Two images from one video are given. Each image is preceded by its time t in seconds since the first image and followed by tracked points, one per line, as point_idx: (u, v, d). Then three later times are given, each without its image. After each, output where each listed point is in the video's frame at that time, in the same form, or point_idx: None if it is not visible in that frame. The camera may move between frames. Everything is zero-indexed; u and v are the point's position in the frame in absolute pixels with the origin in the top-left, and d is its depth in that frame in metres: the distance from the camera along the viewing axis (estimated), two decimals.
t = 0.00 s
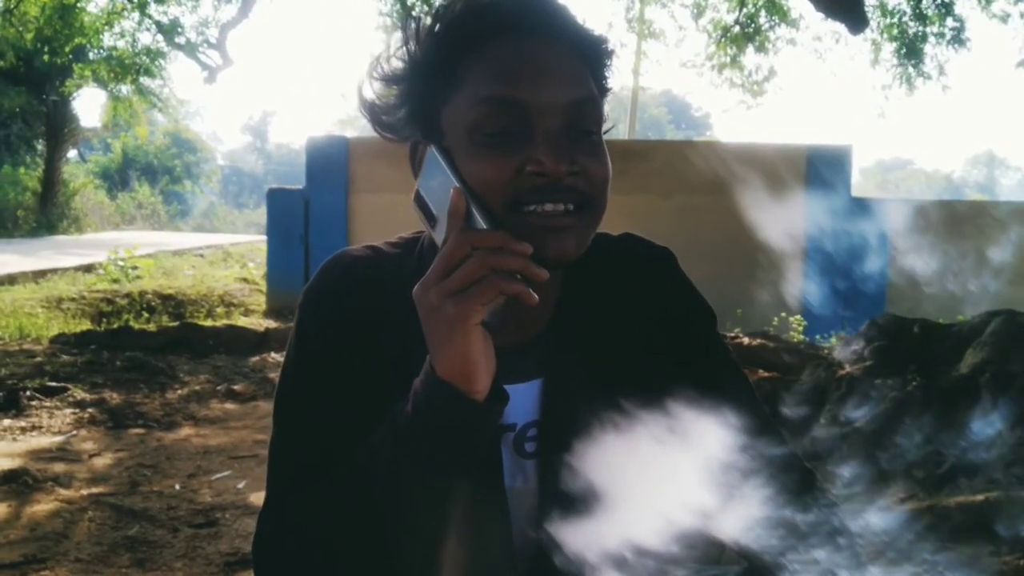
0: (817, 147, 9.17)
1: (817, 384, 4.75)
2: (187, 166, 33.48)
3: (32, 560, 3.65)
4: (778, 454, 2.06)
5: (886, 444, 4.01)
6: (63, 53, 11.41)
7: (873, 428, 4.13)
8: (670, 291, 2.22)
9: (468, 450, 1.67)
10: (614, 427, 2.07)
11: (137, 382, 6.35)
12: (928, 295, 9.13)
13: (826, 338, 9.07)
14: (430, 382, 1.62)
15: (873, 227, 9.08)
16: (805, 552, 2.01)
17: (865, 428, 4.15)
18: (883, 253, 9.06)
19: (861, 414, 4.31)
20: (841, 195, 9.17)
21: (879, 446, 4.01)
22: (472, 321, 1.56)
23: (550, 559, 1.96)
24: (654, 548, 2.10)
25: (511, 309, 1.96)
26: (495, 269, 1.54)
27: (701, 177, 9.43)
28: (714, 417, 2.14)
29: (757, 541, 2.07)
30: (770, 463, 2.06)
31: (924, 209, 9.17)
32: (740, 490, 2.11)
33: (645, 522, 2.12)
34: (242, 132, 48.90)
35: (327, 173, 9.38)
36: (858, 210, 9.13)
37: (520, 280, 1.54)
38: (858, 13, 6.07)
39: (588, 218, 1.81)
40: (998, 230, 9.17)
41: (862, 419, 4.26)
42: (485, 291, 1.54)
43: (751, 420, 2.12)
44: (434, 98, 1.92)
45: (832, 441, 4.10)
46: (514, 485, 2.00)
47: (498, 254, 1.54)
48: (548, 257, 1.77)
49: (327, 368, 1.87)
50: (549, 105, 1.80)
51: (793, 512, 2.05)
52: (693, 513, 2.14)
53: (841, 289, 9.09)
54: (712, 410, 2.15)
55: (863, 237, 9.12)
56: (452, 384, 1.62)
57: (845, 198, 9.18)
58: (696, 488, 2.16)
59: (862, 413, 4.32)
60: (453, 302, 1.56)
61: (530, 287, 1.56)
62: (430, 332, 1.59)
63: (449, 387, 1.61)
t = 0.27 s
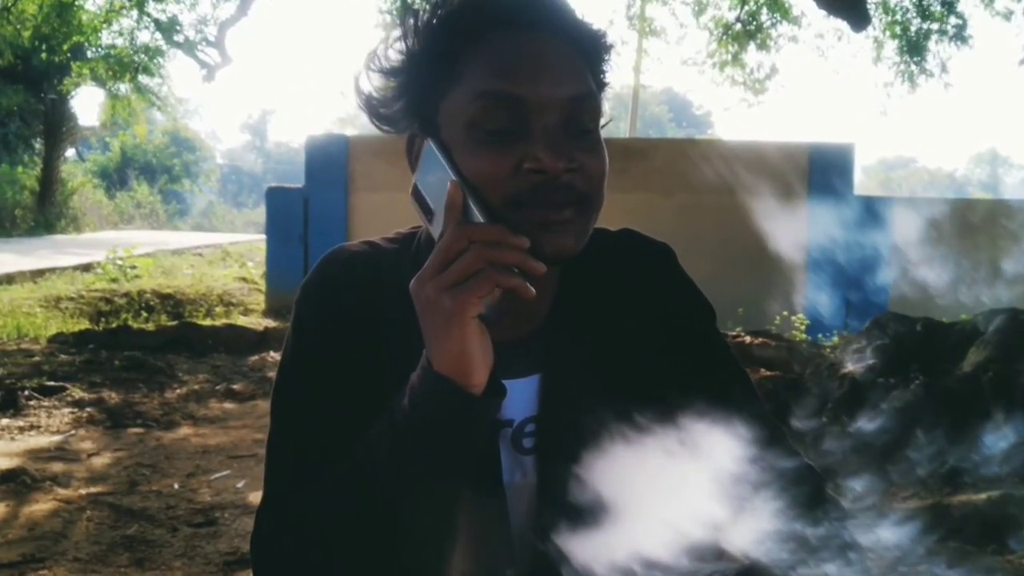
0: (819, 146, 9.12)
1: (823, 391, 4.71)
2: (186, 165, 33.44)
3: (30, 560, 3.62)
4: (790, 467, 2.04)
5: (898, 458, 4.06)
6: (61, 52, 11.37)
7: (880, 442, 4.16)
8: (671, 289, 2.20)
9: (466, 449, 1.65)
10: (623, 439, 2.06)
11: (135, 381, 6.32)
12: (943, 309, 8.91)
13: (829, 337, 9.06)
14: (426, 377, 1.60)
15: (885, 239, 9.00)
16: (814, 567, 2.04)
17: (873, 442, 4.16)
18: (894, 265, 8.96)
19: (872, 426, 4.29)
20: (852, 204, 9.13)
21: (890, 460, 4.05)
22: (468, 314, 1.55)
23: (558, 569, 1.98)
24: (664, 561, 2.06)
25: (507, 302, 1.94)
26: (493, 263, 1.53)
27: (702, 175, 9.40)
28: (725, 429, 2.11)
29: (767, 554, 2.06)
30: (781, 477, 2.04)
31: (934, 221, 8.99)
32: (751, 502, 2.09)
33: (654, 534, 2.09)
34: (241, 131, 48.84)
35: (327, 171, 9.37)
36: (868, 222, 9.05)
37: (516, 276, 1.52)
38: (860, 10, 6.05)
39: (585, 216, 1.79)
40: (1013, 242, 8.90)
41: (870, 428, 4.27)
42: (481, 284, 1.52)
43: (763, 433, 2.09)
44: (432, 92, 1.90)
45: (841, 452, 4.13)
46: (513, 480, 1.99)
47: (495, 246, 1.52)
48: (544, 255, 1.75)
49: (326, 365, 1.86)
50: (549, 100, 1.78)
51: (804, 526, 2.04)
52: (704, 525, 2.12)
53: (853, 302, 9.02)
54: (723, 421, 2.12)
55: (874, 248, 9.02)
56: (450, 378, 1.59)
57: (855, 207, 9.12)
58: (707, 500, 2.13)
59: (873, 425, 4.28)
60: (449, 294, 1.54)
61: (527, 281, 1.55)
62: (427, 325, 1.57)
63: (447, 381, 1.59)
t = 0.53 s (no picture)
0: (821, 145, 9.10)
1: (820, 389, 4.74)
2: (185, 165, 33.42)
3: (29, 561, 3.60)
4: (781, 461, 2.01)
5: (890, 454, 4.06)
6: (59, 51, 11.34)
7: (873, 438, 4.16)
8: (673, 290, 2.18)
9: (466, 456, 1.63)
10: (616, 433, 2.04)
11: (134, 382, 6.30)
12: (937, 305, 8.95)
13: (830, 336, 9.02)
14: (428, 384, 1.58)
15: (880, 234, 9.01)
16: (805, 561, 1.95)
17: (866, 439, 4.16)
18: (890, 260, 8.97)
19: (864, 422, 4.30)
20: (848, 200, 9.10)
21: (883, 457, 4.05)
22: (472, 321, 1.52)
23: (549, 564, 1.94)
24: (652, 554, 2.03)
25: (509, 307, 1.92)
26: (496, 267, 1.50)
27: (703, 174, 9.37)
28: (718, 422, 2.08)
29: (758, 548, 2.03)
30: (773, 470, 2.01)
31: (931, 216, 9.03)
32: (743, 496, 2.05)
33: (645, 527, 2.06)
34: (241, 131, 48.82)
35: (327, 171, 9.35)
36: (865, 217, 9.06)
37: (520, 283, 1.49)
38: (862, 9, 6.03)
39: (587, 222, 1.77)
40: (1007, 239, 8.96)
41: (863, 426, 4.27)
42: (485, 288, 1.50)
43: (755, 426, 2.06)
44: (434, 95, 1.88)
45: (835, 450, 4.14)
46: (513, 483, 1.98)
47: (497, 252, 1.50)
48: (546, 261, 1.73)
49: (325, 365, 1.84)
50: (553, 105, 1.75)
51: (795, 520, 2.00)
52: (694, 519, 2.08)
53: (849, 297, 8.99)
54: (716, 415, 2.09)
55: (870, 244, 9.02)
56: (453, 383, 1.57)
57: (851, 202, 9.10)
58: (699, 493, 2.09)
59: (867, 421, 4.29)
60: (452, 300, 1.52)
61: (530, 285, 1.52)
62: (430, 329, 1.55)
63: (451, 387, 1.57)
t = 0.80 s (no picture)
0: (824, 142, 9.10)
1: (821, 393, 4.75)
2: (183, 164, 33.36)
3: (29, 563, 3.58)
4: (782, 466, 2.00)
5: (891, 459, 3.99)
6: (57, 50, 11.30)
7: (877, 442, 4.10)
8: (679, 292, 2.16)
9: (473, 463, 1.60)
10: (615, 434, 2.01)
11: (133, 383, 6.27)
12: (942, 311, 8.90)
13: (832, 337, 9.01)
14: (438, 394, 1.56)
15: (883, 238, 8.95)
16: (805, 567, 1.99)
17: (869, 444, 4.10)
18: (893, 264, 8.92)
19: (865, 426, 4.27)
20: (851, 202, 9.08)
21: (884, 462, 3.99)
22: (483, 329, 1.50)
23: (549, 567, 1.93)
24: (651, 557, 2.01)
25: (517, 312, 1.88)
26: (507, 275, 1.48)
27: (706, 172, 9.35)
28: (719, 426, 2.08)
29: (757, 553, 2.01)
30: (773, 476, 2.00)
31: (934, 222, 9.00)
32: (743, 501, 2.04)
33: (644, 530, 2.04)
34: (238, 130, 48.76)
35: (326, 170, 9.32)
36: (867, 221, 9.02)
37: (532, 291, 1.48)
38: (864, 7, 6.00)
39: (597, 228, 1.74)
40: (1012, 244, 8.92)
41: (866, 430, 4.21)
42: (496, 296, 1.48)
43: (756, 430, 2.06)
44: (444, 98, 1.86)
45: (833, 454, 4.12)
46: (518, 486, 1.98)
47: (508, 260, 1.48)
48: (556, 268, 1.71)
49: (328, 366, 1.83)
50: (564, 112, 1.73)
51: (795, 525, 1.99)
52: (693, 523, 2.06)
53: (851, 301, 8.98)
54: (716, 418, 2.08)
55: (872, 248, 8.99)
56: (463, 391, 1.55)
57: (854, 205, 9.08)
58: (699, 497, 2.08)
59: (867, 425, 4.24)
60: (464, 307, 1.50)
61: (541, 294, 1.51)
62: (440, 337, 1.53)
63: (461, 395, 1.54)
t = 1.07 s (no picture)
0: (825, 140, 9.16)
1: (823, 393, 4.76)
2: (180, 164, 33.29)
3: (30, 564, 3.56)
4: (784, 467, 2.02)
5: (894, 461, 3.96)
6: (54, 49, 11.28)
7: (879, 445, 4.07)
8: (685, 290, 2.14)
9: (481, 461, 1.61)
10: (617, 436, 1.99)
11: (132, 383, 6.25)
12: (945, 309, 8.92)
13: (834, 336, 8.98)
14: (447, 392, 1.57)
15: (887, 239, 8.99)
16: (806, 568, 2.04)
17: (871, 446, 4.08)
18: (895, 265, 8.95)
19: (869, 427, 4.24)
20: (854, 203, 9.14)
21: (887, 464, 3.96)
22: (492, 327, 1.52)
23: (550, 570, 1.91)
24: (652, 559, 2.00)
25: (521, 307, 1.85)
26: (517, 275, 1.51)
27: (708, 171, 9.34)
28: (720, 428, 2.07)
29: (759, 555, 2.03)
30: (776, 477, 2.01)
31: (938, 223, 9.06)
32: (746, 503, 2.04)
33: (645, 531, 2.02)
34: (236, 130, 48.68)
35: (324, 169, 9.31)
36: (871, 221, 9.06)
37: (540, 294, 1.51)
38: (866, 4, 5.98)
39: (606, 227, 1.72)
40: (1014, 245, 9.02)
41: (869, 431, 4.20)
42: (505, 296, 1.50)
43: (758, 431, 2.05)
44: (452, 97, 1.84)
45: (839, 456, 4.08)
46: (525, 485, 1.94)
47: (517, 258, 1.51)
48: (564, 268, 1.69)
49: (332, 367, 1.81)
50: (573, 109, 1.71)
51: (796, 527, 2.03)
52: (694, 523, 2.05)
53: (854, 301, 8.98)
54: (717, 420, 2.07)
55: (875, 248, 9.03)
56: (472, 388, 1.56)
57: (858, 207, 9.14)
58: (699, 499, 2.06)
59: (870, 428, 4.21)
60: (472, 305, 1.52)
61: (550, 293, 1.54)
62: (449, 335, 1.54)
63: (470, 393, 1.56)
